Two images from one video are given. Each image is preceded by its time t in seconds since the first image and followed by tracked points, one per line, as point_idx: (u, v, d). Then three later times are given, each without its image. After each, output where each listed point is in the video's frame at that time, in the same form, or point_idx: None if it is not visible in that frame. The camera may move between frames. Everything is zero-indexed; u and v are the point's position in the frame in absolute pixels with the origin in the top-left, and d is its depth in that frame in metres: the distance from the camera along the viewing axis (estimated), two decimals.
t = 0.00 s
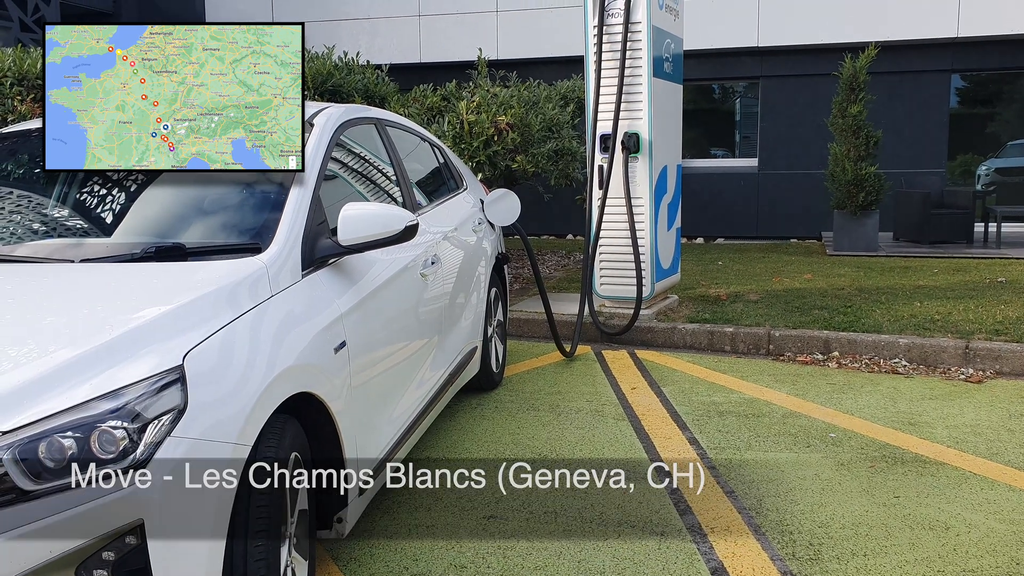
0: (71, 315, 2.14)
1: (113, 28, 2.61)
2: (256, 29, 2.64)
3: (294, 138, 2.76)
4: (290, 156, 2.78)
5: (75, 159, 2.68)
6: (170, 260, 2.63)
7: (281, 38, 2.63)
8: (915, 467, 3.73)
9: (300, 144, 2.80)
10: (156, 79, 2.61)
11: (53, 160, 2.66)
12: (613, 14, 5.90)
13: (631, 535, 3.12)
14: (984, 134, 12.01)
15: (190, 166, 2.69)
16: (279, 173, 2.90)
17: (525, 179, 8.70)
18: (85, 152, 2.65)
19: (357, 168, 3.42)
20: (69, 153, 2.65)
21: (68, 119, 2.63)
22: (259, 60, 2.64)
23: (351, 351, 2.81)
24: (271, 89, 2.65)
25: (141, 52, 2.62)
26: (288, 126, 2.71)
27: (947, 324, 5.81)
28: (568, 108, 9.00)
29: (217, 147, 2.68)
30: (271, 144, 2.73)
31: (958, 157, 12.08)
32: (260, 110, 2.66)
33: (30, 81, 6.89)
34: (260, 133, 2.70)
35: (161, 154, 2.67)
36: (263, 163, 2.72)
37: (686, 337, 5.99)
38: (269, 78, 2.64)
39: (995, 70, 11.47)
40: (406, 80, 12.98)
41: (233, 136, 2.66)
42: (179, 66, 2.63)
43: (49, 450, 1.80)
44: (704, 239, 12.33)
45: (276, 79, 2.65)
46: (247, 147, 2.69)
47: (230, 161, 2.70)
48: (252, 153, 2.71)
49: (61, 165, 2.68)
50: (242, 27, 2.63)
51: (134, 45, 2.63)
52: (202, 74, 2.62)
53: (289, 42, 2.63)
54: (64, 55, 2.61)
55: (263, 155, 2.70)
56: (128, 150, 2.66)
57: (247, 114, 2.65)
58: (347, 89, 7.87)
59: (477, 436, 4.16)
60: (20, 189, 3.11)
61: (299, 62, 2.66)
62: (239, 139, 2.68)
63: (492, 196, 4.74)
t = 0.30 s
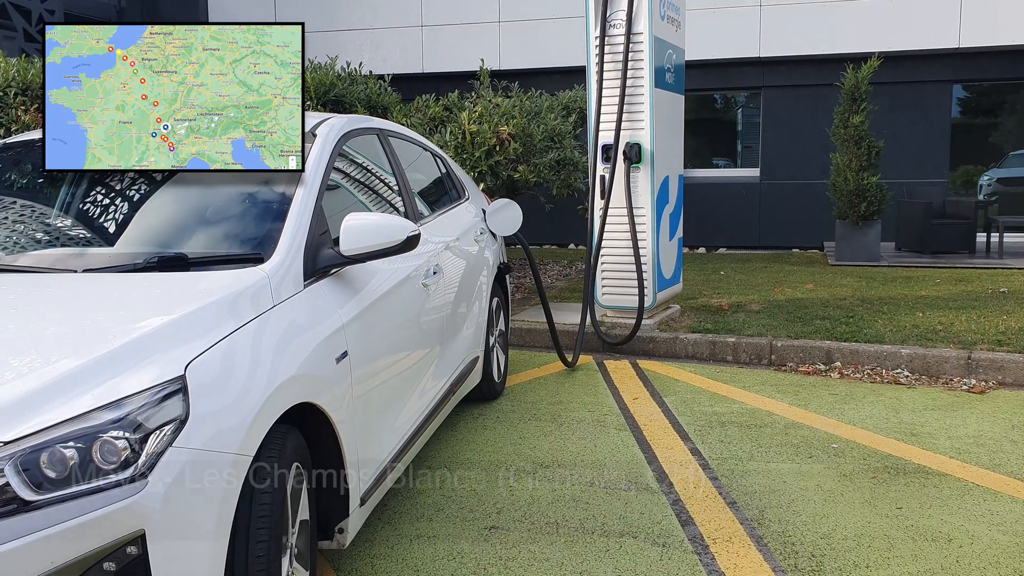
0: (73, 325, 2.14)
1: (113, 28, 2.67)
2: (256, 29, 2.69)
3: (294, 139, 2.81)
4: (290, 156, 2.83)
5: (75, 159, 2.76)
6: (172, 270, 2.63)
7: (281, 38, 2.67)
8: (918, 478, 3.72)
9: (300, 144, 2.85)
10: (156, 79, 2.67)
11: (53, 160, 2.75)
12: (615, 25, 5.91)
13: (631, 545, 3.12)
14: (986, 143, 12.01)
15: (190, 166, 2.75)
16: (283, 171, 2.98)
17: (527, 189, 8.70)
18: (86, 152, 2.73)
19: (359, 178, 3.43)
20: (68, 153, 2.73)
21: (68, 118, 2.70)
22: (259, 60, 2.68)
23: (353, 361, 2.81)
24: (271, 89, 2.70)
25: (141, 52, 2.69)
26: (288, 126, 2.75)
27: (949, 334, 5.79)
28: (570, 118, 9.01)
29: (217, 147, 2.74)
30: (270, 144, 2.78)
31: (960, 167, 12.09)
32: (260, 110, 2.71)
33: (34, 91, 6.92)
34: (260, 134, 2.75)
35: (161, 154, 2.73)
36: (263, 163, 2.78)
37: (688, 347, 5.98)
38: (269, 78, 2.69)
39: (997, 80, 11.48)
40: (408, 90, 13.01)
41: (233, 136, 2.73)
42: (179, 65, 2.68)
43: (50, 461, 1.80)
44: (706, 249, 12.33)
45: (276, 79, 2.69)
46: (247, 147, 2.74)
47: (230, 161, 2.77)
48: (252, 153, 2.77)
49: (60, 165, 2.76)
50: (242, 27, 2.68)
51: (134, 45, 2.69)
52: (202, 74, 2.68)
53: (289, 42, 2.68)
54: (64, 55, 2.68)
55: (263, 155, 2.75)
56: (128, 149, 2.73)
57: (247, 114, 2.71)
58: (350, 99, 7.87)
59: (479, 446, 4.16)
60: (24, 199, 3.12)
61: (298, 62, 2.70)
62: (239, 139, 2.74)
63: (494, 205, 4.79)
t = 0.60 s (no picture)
0: (76, 333, 2.15)
1: (113, 29, 2.70)
2: (256, 29, 2.71)
3: (294, 138, 2.85)
4: (290, 155, 2.88)
5: (75, 159, 2.79)
6: (175, 277, 2.63)
7: (281, 38, 2.70)
8: (921, 487, 3.71)
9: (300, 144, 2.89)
10: (156, 79, 2.69)
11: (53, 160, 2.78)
12: (618, 34, 5.93)
13: (633, 554, 3.12)
14: (988, 151, 12.01)
15: (190, 166, 2.77)
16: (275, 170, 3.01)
17: (529, 197, 8.72)
18: (86, 152, 2.77)
19: (362, 186, 3.44)
20: (68, 153, 2.76)
21: (68, 119, 2.73)
22: (259, 60, 2.71)
23: (355, 369, 2.82)
24: (271, 89, 2.72)
25: (141, 52, 2.71)
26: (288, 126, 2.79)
27: (952, 343, 5.79)
28: (572, 126, 9.04)
29: (217, 147, 2.76)
30: (271, 144, 2.82)
31: (962, 175, 12.08)
32: (260, 110, 2.74)
33: (37, 99, 6.95)
34: (260, 134, 2.79)
35: (161, 154, 2.76)
36: (263, 163, 2.83)
37: (690, 354, 5.98)
38: (269, 78, 2.71)
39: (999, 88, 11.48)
40: (410, 97, 13.04)
41: (233, 136, 2.76)
42: (179, 66, 2.71)
43: (53, 469, 1.81)
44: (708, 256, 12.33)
45: (276, 79, 2.72)
46: (247, 147, 2.78)
47: (230, 161, 2.80)
48: (252, 154, 2.81)
49: (61, 164, 2.80)
50: (242, 27, 2.70)
51: (134, 46, 2.71)
52: (202, 74, 2.70)
53: (289, 42, 2.70)
54: (64, 55, 2.70)
55: (263, 155, 2.80)
56: (128, 149, 2.77)
57: (247, 114, 2.74)
58: (353, 107, 7.89)
59: (481, 454, 4.16)
60: (28, 206, 3.13)
61: (299, 62, 2.72)
62: (239, 139, 2.78)
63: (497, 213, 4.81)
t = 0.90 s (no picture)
0: (80, 342, 2.15)
1: (113, 29, 2.74)
2: (256, 29, 2.78)
3: (294, 139, 2.90)
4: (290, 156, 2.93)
5: (75, 159, 2.84)
6: (179, 286, 2.63)
7: (281, 38, 2.76)
8: (925, 497, 3.70)
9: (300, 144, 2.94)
10: (156, 79, 2.75)
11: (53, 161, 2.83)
12: (620, 43, 5.96)
13: (637, 564, 3.11)
14: (992, 160, 12.00)
15: (190, 166, 2.85)
16: (281, 173, 3.06)
17: (533, 205, 8.73)
18: (85, 152, 2.82)
19: (365, 195, 3.45)
20: (68, 153, 2.81)
21: (68, 119, 2.77)
22: (259, 60, 2.77)
23: (358, 378, 2.82)
24: (271, 89, 2.78)
25: (141, 52, 2.76)
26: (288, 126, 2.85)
27: (955, 352, 5.78)
28: (575, 134, 9.05)
29: (217, 147, 2.83)
30: (271, 144, 2.88)
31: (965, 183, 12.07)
32: (260, 110, 2.80)
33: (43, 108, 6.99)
34: (260, 134, 2.85)
35: (161, 154, 2.82)
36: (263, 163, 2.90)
37: (694, 363, 5.97)
38: (269, 78, 2.77)
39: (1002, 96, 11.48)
40: (414, 106, 13.07)
41: (233, 136, 2.82)
42: (179, 65, 2.76)
43: (57, 477, 1.81)
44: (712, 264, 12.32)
45: (275, 79, 2.77)
46: (247, 146, 2.85)
47: (230, 161, 2.88)
48: (252, 153, 2.88)
49: (60, 164, 2.84)
50: (242, 27, 2.76)
51: (134, 46, 2.76)
52: (202, 74, 2.76)
53: (289, 42, 2.76)
54: (64, 55, 2.75)
55: (263, 154, 2.86)
56: (127, 149, 2.82)
57: (247, 114, 2.80)
58: (356, 116, 7.90)
59: (484, 462, 4.16)
60: (32, 215, 3.14)
61: (299, 63, 2.79)
62: (239, 139, 2.84)
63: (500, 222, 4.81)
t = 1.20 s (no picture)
0: (84, 346, 2.16)
1: (113, 29, 2.76)
2: (257, 30, 2.79)
3: (294, 138, 2.92)
4: (290, 156, 2.96)
5: (75, 158, 2.85)
6: (182, 291, 2.63)
7: (281, 37, 2.77)
8: (929, 502, 3.69)
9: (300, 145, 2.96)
10: (156, 79, 2.76)
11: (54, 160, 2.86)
12: (625, 48, 5.98)
13: (640, 570, 3.10)
14: (997, 164, 11.97)
15: (190, 166, 2.86)
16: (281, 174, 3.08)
17: (536, 210, 8.73)
18: (86, 151, 2.83)
19: (369, 200, 3.45)
20: (68, 152, 2.82)
21: (67, 119, 2.78)
22: (259, 60, 2.78)
23: (362, 383, 2.81)
24: (271, 89, 2.79)
25: (141, 52, 2.77)
26: (288, 126, 2.86)
27: (960, 357, 5.76)
28: (579, 139, 9.06)
29: (217, 147, 2.85)
30: (271, 144, 2.89)
31: (970, 188, 12.04)
32: (260, 110, 2.81)
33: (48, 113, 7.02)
34: (260, 134, 2.86)
35: (161, 154, 2.83)
36: (263, 163, 2.92)
37: (697, 368, 5.96)
38: (269, 78, 2.78)
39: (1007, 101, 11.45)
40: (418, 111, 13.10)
41: (233, 136, 2.83)
42: (179, 66, 2.78)
43: (61, 482, 1.81)
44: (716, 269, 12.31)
45: (276, 79, 2.79)
46: (247, 146, 2.86)
47: (230, 161, 2.89)
48: (252, 153, 2.90)
49: (61, 164, 2.86)
50: (242, 27, 2.78)
51: (134, 45, 2.78)
52: (202, 74, 2.77)
53: (289, 42, 2.77)
54: (64, 55, 2.76)
55: (262, 154, 2.87)
56: (127, 149, 2.84)
57: (247, 114, 2.81)
58: (360, 120, 7.90)
59: (487, 467, 4.16)
60: (37, 220, 3.15)
61: (298, 62, 2.80)
62: (239, 139, 2.86)
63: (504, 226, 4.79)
